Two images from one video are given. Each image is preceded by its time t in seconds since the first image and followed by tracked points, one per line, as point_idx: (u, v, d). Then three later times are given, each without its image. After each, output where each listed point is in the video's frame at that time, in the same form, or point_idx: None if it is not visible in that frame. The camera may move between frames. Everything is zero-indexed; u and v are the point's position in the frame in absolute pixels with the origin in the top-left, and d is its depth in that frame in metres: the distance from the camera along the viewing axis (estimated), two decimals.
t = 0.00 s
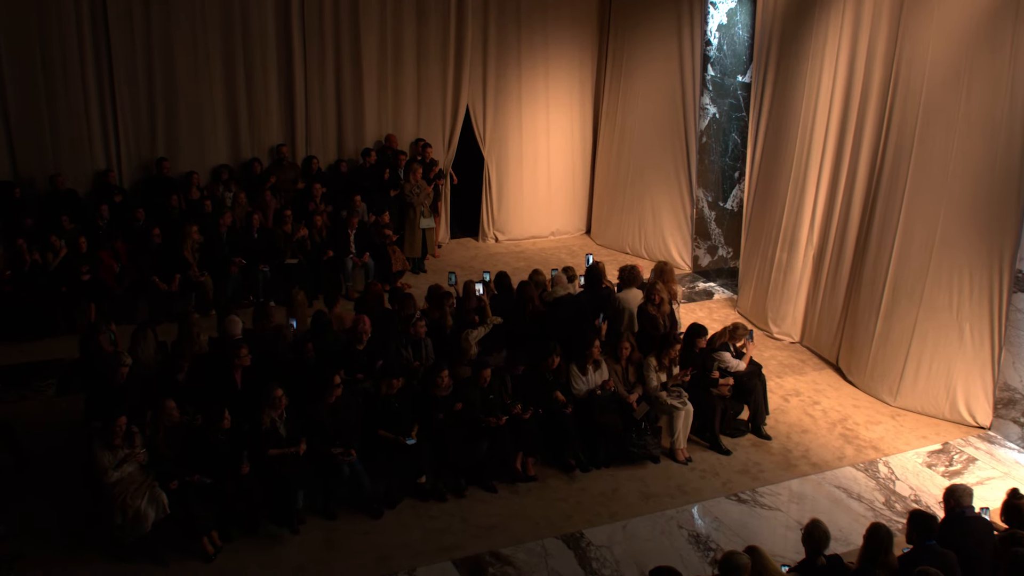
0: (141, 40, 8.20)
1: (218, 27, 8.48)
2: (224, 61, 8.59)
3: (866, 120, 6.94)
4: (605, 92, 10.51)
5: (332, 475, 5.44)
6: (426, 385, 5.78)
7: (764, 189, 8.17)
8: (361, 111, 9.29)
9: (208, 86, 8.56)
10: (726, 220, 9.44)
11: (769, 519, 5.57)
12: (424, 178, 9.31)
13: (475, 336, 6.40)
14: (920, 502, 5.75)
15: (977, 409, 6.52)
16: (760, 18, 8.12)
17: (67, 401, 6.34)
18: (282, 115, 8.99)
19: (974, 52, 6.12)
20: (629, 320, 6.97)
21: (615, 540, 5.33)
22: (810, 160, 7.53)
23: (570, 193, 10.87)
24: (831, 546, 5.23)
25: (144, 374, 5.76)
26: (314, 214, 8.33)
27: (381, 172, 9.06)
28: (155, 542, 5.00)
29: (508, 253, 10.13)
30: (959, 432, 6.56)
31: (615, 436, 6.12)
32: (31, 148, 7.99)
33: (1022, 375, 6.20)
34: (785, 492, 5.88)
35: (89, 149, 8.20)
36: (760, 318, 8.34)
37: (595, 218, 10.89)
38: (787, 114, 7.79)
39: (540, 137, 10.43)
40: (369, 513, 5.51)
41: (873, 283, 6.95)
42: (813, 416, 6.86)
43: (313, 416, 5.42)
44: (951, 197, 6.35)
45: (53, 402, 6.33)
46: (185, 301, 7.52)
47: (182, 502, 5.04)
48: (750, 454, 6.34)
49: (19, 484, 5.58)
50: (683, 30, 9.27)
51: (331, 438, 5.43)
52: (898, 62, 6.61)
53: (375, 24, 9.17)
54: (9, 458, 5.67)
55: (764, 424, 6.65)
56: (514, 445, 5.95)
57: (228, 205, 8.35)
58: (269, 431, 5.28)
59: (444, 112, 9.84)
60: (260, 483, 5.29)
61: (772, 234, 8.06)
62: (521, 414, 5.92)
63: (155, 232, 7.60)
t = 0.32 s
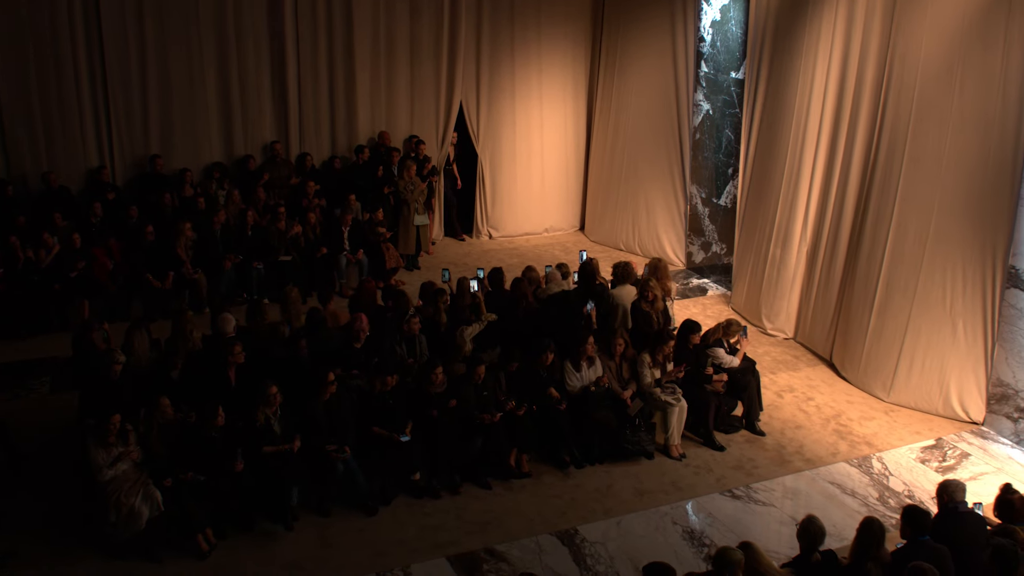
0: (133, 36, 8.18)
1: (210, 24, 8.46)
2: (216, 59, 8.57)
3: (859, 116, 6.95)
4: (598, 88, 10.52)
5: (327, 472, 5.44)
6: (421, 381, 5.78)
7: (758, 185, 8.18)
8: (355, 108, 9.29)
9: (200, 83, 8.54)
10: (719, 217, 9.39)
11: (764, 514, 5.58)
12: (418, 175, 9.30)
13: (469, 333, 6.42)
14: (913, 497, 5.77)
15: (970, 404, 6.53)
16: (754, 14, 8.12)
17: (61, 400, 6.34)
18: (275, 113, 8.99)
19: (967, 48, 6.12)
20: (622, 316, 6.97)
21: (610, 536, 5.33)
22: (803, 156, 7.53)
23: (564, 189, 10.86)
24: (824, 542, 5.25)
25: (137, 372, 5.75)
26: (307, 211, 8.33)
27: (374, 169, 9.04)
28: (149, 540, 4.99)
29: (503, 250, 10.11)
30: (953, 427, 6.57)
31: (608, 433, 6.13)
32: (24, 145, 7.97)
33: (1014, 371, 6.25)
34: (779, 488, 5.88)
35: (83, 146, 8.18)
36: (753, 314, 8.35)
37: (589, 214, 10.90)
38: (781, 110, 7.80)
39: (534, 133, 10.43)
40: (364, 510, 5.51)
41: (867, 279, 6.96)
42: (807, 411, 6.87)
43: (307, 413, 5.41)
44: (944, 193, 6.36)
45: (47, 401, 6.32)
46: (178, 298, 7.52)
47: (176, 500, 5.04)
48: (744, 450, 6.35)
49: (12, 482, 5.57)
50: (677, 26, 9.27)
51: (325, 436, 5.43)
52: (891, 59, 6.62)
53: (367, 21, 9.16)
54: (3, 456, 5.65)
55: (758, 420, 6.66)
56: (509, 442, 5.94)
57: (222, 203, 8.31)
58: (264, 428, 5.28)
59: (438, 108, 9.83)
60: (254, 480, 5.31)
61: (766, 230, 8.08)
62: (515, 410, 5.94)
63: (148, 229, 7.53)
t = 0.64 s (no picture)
0: (130, 36, 8.18)
1: (206, 24, 8.45)
2: (213, 58, 8.57)
3: (855, 115, 6.95)
4: (595, 87, 10.52)
5: (323, 472, 5.44)
6: (417, 380, 5.78)
7: (754, 184, 8.19)
8: (352, 108, 9.29)
9: (196, 83, 8.54)
10: (716, 216, 9.45)
11: (760, 513, 5.58)
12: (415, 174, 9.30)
13: (467, 332, 6.43)
14: (910, 496, 5.77)
15: (966, 403, 6.54)
16: (750, 13, 8.13)
17: (57, 400, 6.34)
18: (271, 112, 8.98)
19: (963, 48, 6.13)
20: (619, 315, 6.92)
21: (606, 535, 5.34)
22: (800, 155, 7.54)
23: (560, 188, 10.86)
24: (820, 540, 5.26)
25: (133, 371, 5.74)
26: (303, 210, 8.31)
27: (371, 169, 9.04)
28: (145, 540, 4.99)
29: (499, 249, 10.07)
30: (949, 426, 6.58)
31: (605, 432, 6.13)
32: (20, 145, 7.95)
33: (1010, 369, 6.23)
34: (775, 487, 5.89)
35: (79, 146, 8.17)
36: (750, 313, 8.35)
37: (585, 213, 10.90)
38: (777, 110, 7.81)
39: (530, 132, 10.43)
40: (360, 509, 5.51)
41: (863, 278, 6.97)
42: (803, 410, 6.88)
43: (303, 413, 5.41)
44: (940, 192, 6.37)
45: (43, 400, 6.32)
46: (174, 298, 7.54)
47: (172, 500, 5.03)
48: (740, 448, 6.36)
49: (8, 482, 5.57)
50: (673, 25, 9.27)
51: (321, 435, 5.44)
52: (887, 58, 6.63)
53: (364, 21, 9.16)
54: None
55: (754, 419, 6.67)
56: (505, 441, 5.93)
57: (217, 203, 8.36)
58: (260, 428, 5.29)
59: (434, 108, 9.83)
60: (251, 480, 5.30)
61: (762, 229, 8.08)
62: (511, 410, 5.93)
63: (145, 228, 7.52)
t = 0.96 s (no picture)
0: (130, 35, 8.18)
1: (207, 24, 8.46)
2: (213, 58, 8.57)
3: (855, 115, 6.95)
4: (595, 87, 10.52)
5: (323, 472, 5.45)
6: (418, 380, 5.78)
7: (754, 184, 8.19)
8: (352, 108, 9.29)
9: (196, 83, 8.54)
10: (716, 216, 9.33)
11: (760, 513, 5.58)
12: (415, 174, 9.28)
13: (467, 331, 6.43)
14: (910, 496, 5.77)
15: (967, 402, 6.54)
16: (750, 14, 8.14)
17: (57, 399, 6.35)
18: (272, 112, 8.98)
19: (963, 48, 6.13)
20: (620, 314, 6.92)
21: (607, 535, 5.33)
22: (800, 155, 7.54)
23: (560, 188, 10.87)
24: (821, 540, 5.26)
25: (133, 370, 5.73)
26: (304, 210, 8.31)
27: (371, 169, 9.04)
28: (145, 539, 4.99)
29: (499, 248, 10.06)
30: (950, 425, 6.58)
31: (606, 431, 6.13)
32: (20, 145, 7.94)
33: (1011, 369, 6.22)
34: (776, 486, 5.89)
35: (79, 145, 8.17)
36: (750, 313, 8.36)
37: (586, 213, 10.91)
38: (777, 110, 7.81)
39: (530, 132, 10.43)
40: (361, 509, 5.51)
41: (864, 278, 6.97)
42: (803, 410, 6.88)
43: (303, 412, 5.41)
44: (941, 192, 6.37)
45: (43, 401, 6.32)
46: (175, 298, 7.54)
47: (173, 499, 5.04)
48: (740, 448, 6.36)
49: (8, 482, 5.57)
50: (674, 26, 9.27)
51: (322, 435, 5.44)
52: (887, 58, 6.63)
53: (364, 21, 9.16)
54: None
55: (755, 419, 6.67)
56: (506, 441, 5.93)
57: (218, 202, 8.39)
58: (261, 427, 5.29)
59: (434, 108, 9.83)
60: (251, 479, 5.31)
61: (762, 229, 8.09)
62: (512, 410, 5.92)
63: (145, 228, 7.53)
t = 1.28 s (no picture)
0: (130, 35, 8.17)
1: (206, 25, 8.46)
2: (213, 58, 8.58)
3: (855, 115, 6.95)
4: (594, 87, 10.52)
5: (323, 472, 5.45)
6: (417, 380, 5.78)
7: (754, 183, 8.19)
8: (351, 108, 9.29)
9: (197, 83, 8.54)
10: (716, 216, 9.26)
11: (759, 513, 5.58)
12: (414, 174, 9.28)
13: (465, 332, 6.37)
14: (909, 495, 5.78)
15: (966, 403, 6.54)
16: (750, 13, 8.14)
17: (57, 400, 6.35)
18: (271, 111, 8.97)
19: (963, 47, 6.13)
20: (620, 315, 6.93)
21: (606, 535, 5.34)
22: (800, 154, 7.54)
23: (560, 188, 10.87)
24: (820, 540, 5.26)
25: (133, 370, 5.73)
26: (304, 210, 8.31)
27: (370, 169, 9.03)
28: (145, 539, 4.99)
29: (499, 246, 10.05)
30: (949, 426, 6.58)
31: (605, 432, 6.13)
32: (20, 146, 7.94)
33: (1010, 369, 6.22)
34: (775, 486, 5.89)
35: (79, 145, 8.17)
36: (749, 313, 8.36)
37: (585, 212, 10.91)
38: (776, 110, 7.82)
39: (529, 132, 10.43)
40: (361, 509, 5.51)
41: (863, 278, 6.97)
42: (803, 410, 6.88)
43: (303, 412, 5.41)
44: (941, 191, 6.37)
45: (43, 401, 6.33)
46: (174, 298, 7.54)
47: (173, 499, 5.04)
48: (740, 448, 6.36)
49: (8, 482, 5.57)
50: (673, 26, 9.27)
51: (321, 436, 5.44)
52: (887, 58, 6.63)
53: (364, 22, 9.16)
54: None
55: (754, 419, 6.67)
56: (505, 441, 5.94)
57: (217, 201, 8.37)
58: (260, 427, 5.29)
59: (434, 108, 9.83)
60: (251, 480, 5.31)
61: (761, 228, 8.09)
62: (511, 410, 5.92)
63: (144, 228, 7.53)
